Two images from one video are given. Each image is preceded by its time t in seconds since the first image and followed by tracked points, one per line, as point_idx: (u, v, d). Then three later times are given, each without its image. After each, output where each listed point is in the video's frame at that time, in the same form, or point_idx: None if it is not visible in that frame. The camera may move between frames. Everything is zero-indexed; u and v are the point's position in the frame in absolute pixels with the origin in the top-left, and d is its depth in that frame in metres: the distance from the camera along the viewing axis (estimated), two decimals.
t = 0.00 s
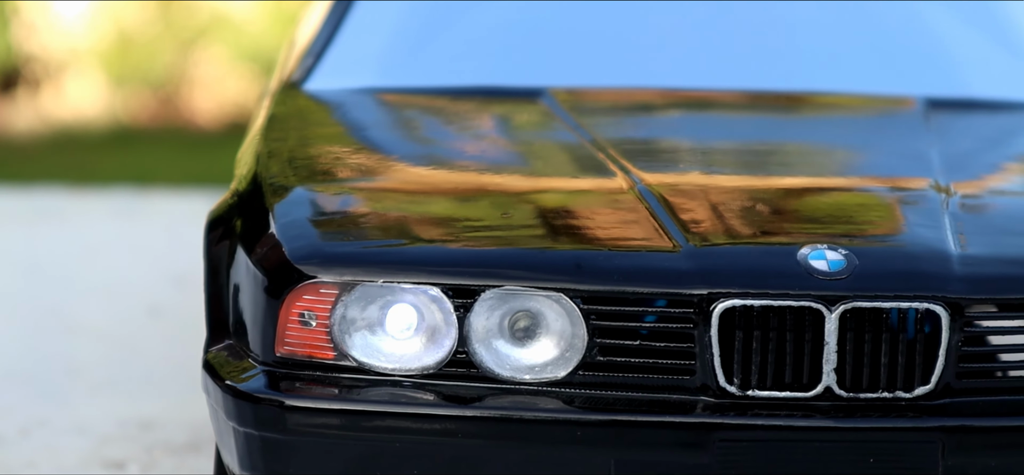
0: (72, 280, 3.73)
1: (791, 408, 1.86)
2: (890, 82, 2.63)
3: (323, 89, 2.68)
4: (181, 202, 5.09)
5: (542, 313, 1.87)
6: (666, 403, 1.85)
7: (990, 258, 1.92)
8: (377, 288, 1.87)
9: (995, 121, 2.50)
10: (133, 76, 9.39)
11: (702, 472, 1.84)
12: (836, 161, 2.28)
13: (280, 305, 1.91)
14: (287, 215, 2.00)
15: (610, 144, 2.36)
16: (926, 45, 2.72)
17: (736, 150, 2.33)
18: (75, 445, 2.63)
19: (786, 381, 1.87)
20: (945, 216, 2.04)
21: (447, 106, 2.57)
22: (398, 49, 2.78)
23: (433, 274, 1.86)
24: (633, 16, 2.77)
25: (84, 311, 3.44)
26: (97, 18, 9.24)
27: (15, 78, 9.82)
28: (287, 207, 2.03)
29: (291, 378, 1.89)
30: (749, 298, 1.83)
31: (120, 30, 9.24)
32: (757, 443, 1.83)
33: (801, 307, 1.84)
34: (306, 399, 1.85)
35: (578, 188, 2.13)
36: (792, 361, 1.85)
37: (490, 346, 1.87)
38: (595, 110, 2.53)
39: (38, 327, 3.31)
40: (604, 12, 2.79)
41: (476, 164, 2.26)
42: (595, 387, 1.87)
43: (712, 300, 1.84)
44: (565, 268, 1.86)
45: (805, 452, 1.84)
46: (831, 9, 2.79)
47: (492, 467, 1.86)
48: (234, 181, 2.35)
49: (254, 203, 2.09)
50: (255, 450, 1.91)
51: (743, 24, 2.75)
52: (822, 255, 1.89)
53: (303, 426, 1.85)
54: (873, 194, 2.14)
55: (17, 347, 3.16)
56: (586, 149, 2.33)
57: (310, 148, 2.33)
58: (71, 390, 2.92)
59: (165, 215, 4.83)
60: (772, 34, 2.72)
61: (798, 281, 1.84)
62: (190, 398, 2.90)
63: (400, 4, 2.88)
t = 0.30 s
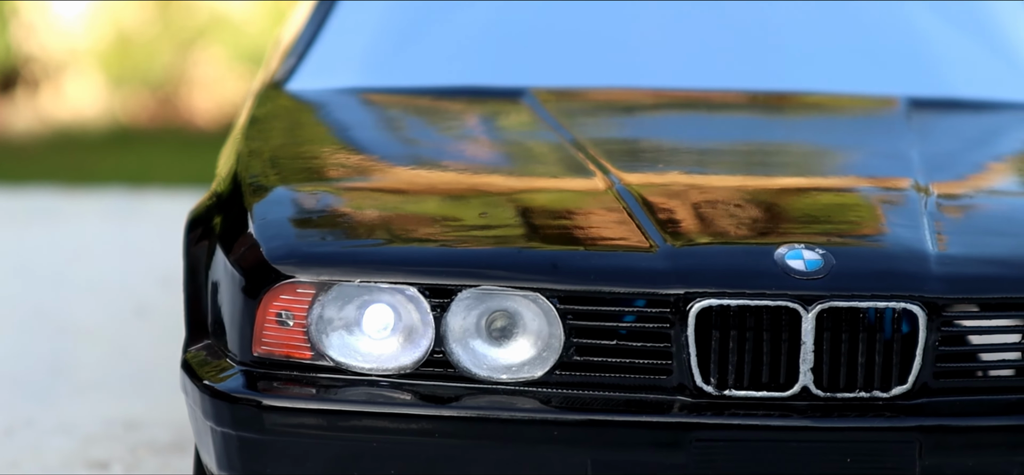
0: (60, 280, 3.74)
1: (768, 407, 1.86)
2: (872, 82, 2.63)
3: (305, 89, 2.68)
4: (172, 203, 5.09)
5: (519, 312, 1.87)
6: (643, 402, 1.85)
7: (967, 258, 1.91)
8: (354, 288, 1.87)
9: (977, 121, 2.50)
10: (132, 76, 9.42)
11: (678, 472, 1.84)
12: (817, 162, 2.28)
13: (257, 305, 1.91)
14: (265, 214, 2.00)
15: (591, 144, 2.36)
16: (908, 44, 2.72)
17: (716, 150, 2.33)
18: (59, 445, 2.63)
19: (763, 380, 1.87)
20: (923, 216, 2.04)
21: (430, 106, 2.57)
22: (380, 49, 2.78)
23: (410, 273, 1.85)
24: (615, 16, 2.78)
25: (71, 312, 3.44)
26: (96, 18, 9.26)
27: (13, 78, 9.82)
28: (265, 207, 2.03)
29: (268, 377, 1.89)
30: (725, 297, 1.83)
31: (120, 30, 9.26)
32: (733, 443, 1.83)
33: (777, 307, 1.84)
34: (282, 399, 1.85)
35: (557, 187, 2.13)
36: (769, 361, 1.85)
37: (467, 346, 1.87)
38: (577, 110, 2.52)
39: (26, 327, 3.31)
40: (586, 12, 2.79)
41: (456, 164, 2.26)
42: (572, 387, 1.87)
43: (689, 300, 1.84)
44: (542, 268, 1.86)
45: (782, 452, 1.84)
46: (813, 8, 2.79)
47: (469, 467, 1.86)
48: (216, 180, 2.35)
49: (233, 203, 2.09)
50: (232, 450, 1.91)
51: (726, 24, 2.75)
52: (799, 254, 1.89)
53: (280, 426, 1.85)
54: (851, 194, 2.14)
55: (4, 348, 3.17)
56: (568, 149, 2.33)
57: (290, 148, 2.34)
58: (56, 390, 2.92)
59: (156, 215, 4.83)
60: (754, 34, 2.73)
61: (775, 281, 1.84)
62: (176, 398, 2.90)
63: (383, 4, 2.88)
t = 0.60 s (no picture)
0: (50, 280, 3.74)
1: (747, 408, 1.86)
2: (856, 82, 2.63)
3: (290, 90, 2.68)
4: (163, 204, 5.10)
5: (498, 313, 1.87)
6: (622, 403, 1.85)
7: (947, 258, 1.91)
8: (334, 289, 1.87)
9: (961, 121, 2.51)
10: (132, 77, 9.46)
11: (658, 472, 1.84)
12: (799, 162, 2.29)
13: (237, 305, 1.91)
14: (246, 215, 2.00)
15: (575, 144, 2.36)
16: (893, 45, 2.72)
17: (700, 151, 2.33)
18: (45, 445, 2.63)
19: (742, 381, 1.87)
20: (904, 218, 2.04)
21: (414, 106, 2.57)
22: (365, 50, 2.78)
23: (389, 274, 1.85)
24: (600, 16, 2.78)
25: (60, 313, 3.44)
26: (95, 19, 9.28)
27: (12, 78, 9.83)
28: (246, 208, 2.03)
29: (248, 378, 1.89)
30: (704, 298, 1.83)
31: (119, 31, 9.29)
32: (712, 443, 1.83)
33: (756, 308, 1.84)
34: (262, 399, 1.85)
35: (539, 187, 2.13)
36: (748, 361, 1.86)
37: (446, 346, 1.87)
38: (561, 111, 2.52)
39: (15, 328, 3.31)
40: (571, 13, 2.80)
41: (438, 164, 2.26)
42: (552, 387, 1.88)
43: (668, 300, 1.83)
44: (521, 268, 1.86)
45: (761, 452, 1.84)
46: (797, 9, 2.79)
47: (448, 467, 1.86)
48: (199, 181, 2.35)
49: (215, 203, 2.10)
50: (213, 450, 1.91)
51: (711, 24, 2.75)
52: (778, 255, 1.88)
53: (260, 426, 1.85)
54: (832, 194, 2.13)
55: None
56: (551, 149, 2.33)
57: (274, 148, 2.33)
58: (44, 390, 2.92)
59: (147, 216, 4.84)
60: (739, 34, 2.73)
61: (754, 281, 1.84)
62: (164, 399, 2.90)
63: (368, 5, 2.89)
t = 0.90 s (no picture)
0: (41, 282, 3.74)
1: (726, 408, 1.86)
2: (840, 81, 2.63)
3: (275, 90, 2.68)
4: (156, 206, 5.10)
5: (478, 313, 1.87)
6: (601, 403, 1.85)
7: (927, 258, 1.91)
8: (313, 289, 1.87)
9: (945, 121, 2.51)
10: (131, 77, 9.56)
11: (637, 472, 1.84)
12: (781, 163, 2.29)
13: (217, 305, 1.91)
14: (227, 215, 2.00)
15: (559, 144, 2.36)
16: (876, 45, 2.72)
17: (683, 150, 2.33)
18: (32, 445, 2.64)
19: (721, 381, 1.87)
20: (885, 218, 2.04)
21: (399, 106, 2.57)
22: (350, 49, 2.78)
23: (368, 274, 1.85)
24: (585, 15, 2.79)
25: (50, 314, 3.45)
26: (94, 20, 9.31)
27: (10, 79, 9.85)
28: (227, 208, 2.03)
29: (228, 378, 1.90)
30: (683, 298, 1.83)
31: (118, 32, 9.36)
32: (691, 443, 1.83)
33: (735, 308, 1.84)
34: (241, 399, 1.85)
35: (520, 187, 2.13)
36: (727, 361, 1.85)
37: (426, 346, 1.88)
38: (545, 110, 2.52)
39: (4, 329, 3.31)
40: (556, 12, 2.80)
41: (421, 164, 2.26)
42: (531, 387, 1.88)
43: (647, 300, 1.83)
44: (500, 268, 1.86)
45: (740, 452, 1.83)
46: (782, 9, 2.79)
47: (428, 467, 1.86)
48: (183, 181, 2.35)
49: (196, 204, 2.10)
50: (192, 450, 1.91)
51: (695, 23, 2.76)
52: (758, 255, 1.88)
53: (239, 426, 1.85)
54: (813, 194, 2.13)
55: None
56: (535, 149, 2.33)
57: (256, 148, 2.34)
58: (31, 391, 2.92)
59: (140, 218, 4.84)
60: (723, 34, 2.73)
61: (733, 281, 1.84)
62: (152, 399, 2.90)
63: (353, 5, 2.89)
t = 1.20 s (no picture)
0: (32, 283, 3.75)
1: (706, 409, 1.86)
2: (824, 82, 2.63)
3: (259, 90, 2.68)
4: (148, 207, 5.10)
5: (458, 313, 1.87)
6: (581, 403, 1.85)
7: (908, 259, 1.91)
8: (293, 290, 1.87)
9: (929, 121, 2.51)
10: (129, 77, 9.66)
11: (616, 472, 1.84)
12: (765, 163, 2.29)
13: (197, 305, 1.91)
14: (208, 216, 2.01)
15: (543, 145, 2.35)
16: (861, 45, 2.72)
17: (667, 150, 2.33)
18: (19, 445, 2.64)
19: (701, 381, 1.87)
20: (866, 219, 2.04)
21: (384, 107, 2.57)
22: (335, 49, 2.79)
23: (348, 274, 1.85)
24: (571, 14, 2.79)
25: (40, 315, 3.45)
26: (94, 21, 9.39)
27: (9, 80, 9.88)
28: (209, 209, 2.03)
29: (208, 378, 1.90)
30: (663, 299, 1.83)
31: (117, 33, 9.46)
32: (671, 444, 1.83)
33: (715, 309, 1.84)
34: (222, 399, 1.85)
35: (502, 187, 2.13)
36: (707, 362, 1.85)
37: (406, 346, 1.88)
38: (530, 111, 2.52)
39: None
40: (540, 11, 2.80)
41: (404, 164, 2.26)
42: (511, 387, 1.88)
43: (627, 301, 1.84)
44: (480, 268, 1.86)
45: (720, 453, 1.83)
46: (767, 9, 2.79)
47: (407, 467, 1.86)
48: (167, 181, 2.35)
49: (179, 204, 2.10)
50: (173, 451, 1.90)
51: (681, 23, 2.76)
52: (738, 255, 1.88)
53: (219, 427, 1.85)
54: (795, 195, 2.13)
55: None
56: (519, 149, 2.33)
57: (240, 148, 2.34)
58: (19, 391, 2.92)
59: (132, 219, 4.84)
60: (708, 33, 2.74)
61: (712, 282, 1.84)
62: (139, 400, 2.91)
63: (339, 5, 2.89)
